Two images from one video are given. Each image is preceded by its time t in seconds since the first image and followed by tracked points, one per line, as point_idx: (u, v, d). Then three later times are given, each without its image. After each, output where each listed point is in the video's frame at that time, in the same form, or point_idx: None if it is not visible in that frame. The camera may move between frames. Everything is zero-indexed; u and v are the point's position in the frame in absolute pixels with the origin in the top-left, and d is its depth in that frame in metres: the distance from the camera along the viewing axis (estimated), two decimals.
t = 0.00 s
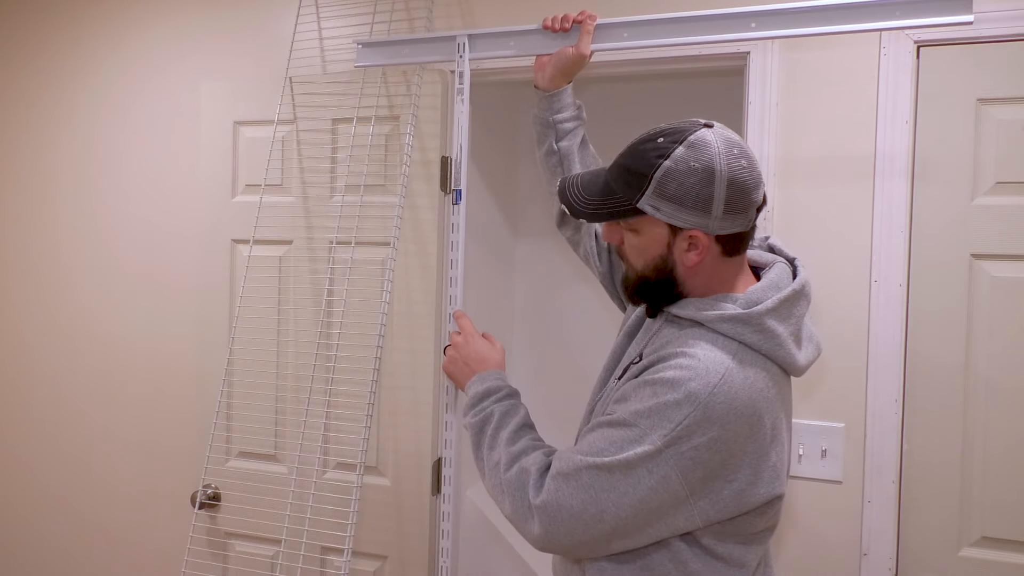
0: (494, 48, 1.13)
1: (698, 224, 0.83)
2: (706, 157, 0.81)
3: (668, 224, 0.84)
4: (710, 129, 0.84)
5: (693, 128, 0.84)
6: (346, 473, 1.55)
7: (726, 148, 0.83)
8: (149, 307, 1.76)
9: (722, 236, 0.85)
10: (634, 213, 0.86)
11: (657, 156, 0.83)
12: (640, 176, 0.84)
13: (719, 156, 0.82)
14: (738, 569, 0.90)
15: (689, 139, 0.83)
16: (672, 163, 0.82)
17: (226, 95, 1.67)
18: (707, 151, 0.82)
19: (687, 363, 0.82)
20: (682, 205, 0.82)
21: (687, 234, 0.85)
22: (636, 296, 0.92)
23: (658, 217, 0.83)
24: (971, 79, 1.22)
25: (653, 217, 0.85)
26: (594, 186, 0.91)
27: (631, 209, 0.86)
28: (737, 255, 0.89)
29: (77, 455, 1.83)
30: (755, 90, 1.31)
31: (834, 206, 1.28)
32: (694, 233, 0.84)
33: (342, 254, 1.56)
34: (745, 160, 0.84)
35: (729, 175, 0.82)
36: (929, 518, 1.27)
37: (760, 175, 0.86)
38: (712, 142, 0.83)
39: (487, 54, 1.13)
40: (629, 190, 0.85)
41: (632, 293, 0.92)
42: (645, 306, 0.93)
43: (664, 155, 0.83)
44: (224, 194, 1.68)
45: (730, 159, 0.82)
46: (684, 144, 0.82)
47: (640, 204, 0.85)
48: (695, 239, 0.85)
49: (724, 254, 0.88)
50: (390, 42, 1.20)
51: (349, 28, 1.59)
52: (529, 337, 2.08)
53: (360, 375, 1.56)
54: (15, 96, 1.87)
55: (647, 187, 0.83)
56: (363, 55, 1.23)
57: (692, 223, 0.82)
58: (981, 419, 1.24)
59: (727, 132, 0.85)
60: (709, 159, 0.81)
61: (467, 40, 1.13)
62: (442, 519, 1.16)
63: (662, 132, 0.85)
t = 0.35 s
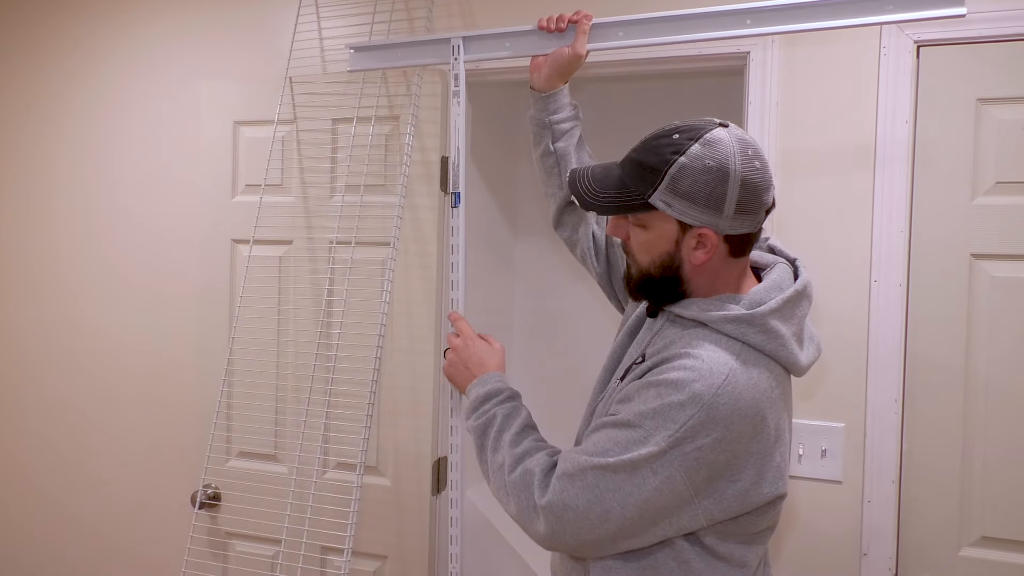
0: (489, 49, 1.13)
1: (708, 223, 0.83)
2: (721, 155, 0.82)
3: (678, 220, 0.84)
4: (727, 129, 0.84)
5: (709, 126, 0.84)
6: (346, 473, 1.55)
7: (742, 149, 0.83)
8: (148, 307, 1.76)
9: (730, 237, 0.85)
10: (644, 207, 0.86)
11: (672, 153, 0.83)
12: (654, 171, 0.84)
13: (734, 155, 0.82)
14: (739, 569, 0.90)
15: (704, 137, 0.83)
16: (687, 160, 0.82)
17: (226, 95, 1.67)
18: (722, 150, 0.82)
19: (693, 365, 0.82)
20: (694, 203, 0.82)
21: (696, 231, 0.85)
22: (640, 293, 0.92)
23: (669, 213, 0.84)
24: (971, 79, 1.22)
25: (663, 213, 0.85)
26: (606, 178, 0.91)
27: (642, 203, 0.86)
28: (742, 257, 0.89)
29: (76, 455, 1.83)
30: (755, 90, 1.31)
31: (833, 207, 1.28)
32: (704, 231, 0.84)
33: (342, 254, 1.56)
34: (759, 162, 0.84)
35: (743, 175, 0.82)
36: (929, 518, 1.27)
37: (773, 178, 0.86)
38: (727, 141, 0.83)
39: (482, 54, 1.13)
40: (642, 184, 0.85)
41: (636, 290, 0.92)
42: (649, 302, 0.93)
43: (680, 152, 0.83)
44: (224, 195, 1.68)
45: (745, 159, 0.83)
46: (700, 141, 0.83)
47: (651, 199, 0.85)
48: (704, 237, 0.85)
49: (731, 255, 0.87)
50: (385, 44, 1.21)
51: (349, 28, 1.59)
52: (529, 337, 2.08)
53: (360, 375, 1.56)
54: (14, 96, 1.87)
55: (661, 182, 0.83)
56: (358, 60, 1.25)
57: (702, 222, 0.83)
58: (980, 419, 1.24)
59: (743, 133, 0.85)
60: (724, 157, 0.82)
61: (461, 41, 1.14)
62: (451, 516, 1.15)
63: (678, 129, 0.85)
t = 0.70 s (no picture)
0: (485, 51, 1.15)
1: (700, 226, 0.83)
2: (697, 160, 0.82)
3: (670, 233, 0.84)
4: (691, 132, 0.84)
5: (674, 134, 0.84)
6: (346, 473, 1.55)
7: (713, 148, 0.83)
8: (149, 307, 1.76)
9: (722, 233, 0.85)
10: (633, 231, 0.85)
11: (649, 169, 0.82)
12: (635, 192, 0.83)
13: (708, 156, 0.82)
14: None
15: (674, 146, 0.82)
16: (664, 173, 0.82)
17: (226, 95, 1.67)
18: (697, 154, 0.82)
19: (690, 383, 0.81)
20: (682, 212, 0.82)
21: (691, 238, 0.84)
22: (644, 308, 0.91)
23: (660, 229, 0.83)
24: (970, 79, 1.22)
25: (653, 230, 0.84)
26: (587, 209, 0.91)
27: (631, 227, 0.85)
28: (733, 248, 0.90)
29: (76, 455, 1.83)
30: (756, 91, 1.31)
31: (834, 208, 1.28)
32: (697, 236, 0.84)
33: (342, 254, 1.56)
34: (732, 157, 0.85)
35: (722, 174, 0.82)
36: (930, 518, 1.27)
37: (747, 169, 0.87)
38: (698, 145, 0.83)
39: (476, 57, 1.15)
40: (626, 208, 0.85)
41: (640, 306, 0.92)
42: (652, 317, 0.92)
43: (655, 166, 0.83)
44: (224, 194, 1.68)
45: (719, 159, 0.83)
46: (671, 152, 0.82)
47: (639, 219, 0.84)
48: (700, 242, 0.85)
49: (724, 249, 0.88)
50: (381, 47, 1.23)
51: (349, 28, 1.59)
52: (529, 337, 2.08)
53: (360, 375, 1.56)
54: (14, 96, 1.87)
55: (644, 201, 0.83)
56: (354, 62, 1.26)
57: (694, 227, 0.82)
58: (980, 419, 1.24)
59: (710, 133, 0.86)
60: (699, 161, 0.82)
61: (456, 45, 1.16)
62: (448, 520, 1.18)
63: (645, 144, 0.85)
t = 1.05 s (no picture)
0: (479, 53, 1.17)
1: (702, 226, 0.83)
2: (696, 161, 0.82)
3: (672, 236, 0.84)
4: (687, 133, 0.84)
5: (669, 136, 0.84)
6: (346, 473, 1.55)
7: (711, 148, 0.83)
8: (148, 307, 1.76)
9: (724, 232, 0.86)
10: (635, 236, 0.85)
11: (649, 173, 0.82)
12: (635, 196, 0.83)
13: (707, 157, 0.82)
14: None
15: (672, 148, 0.82)
16: (664, 177, 0.82)
17: (226, 95, 1.67)
18: (695, 155, 0.82)
19: (690, 384, 0.81)
20: (684, 213, 0.82)
21: (693, 239, 0.84)
22: (646, 311, 0.91)
23: (662, 232, 0.83)
24: (970, 80, 1.22)
25: (655, 234, 0.84)
26: (586, 217, 0.90)
27: (633, 231, 0.85)
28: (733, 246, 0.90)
29: (77, 456, 1.83)
30: (755, 91, 1.31)
31: (834, 207, 1.28)
32: (700, 237, 0.84)
33: (342, 254, 1.56)
34: (729, 156, 0.85)
35: (722, 174, 0.82)
36: (930, 518, 1.27)
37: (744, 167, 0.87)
38: (696, 146, 0.83)
39: (472, 58, 1.17)
40: (628, 213, 0.85)
41: (642, 310, 0.92)
42: (653, 318, 0.92)
43: (655, 170, 0.83)
44: (224, 194, 1.68)
45: (717, 159, 0.83)
46: (669, 155, 0.82)
47: (640, 223, 0.84)
48: (702, 243, 0.85)
49: (725, 248, 0.88)
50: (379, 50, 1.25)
51: (349, 28, 1.59)
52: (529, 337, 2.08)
53: (360, 375, 1.56)
54: (14, 95, 1.87)
55: (646, 205, 0.83)
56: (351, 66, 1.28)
57: (697, 228, 0.83)
58: (980, 420, 1.25)
59: (706, 133, 0.86)
60: (698, 162, 0.82)
61: (453, 46, 1.18)
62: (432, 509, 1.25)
63: (642, 148, 0.84)
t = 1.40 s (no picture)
0: (480, 56, 1.18)
1: (701, 227, 0.83)
2: (694, 163, 0.82)
3: (671, 236, 0.84)
4: (685, 134, 0.84)
5: (667, 137, 0.84)
6: (346, 473, 1.55)
7: (709, 149, 0.83)
8: (148, 308, 1.76)
9: (722, 232, 0.86)
10: (634, 237, 0.85)
11: (647, 175, 0.82)
12: (634, 198, 0.83)
13: (705, 158, 0.82)
14: None
15: (671, 149, 0.82)
16: (662, 178, 0.82)
17: (226, 95, 1.67)
18: (693, 157, 0.82)
19: (687, 383, 0.81)
20: (683, 214, 0.82)
21: (692, 239, 0.84)
22: (645, 311, 0.91)
23: (661, 233, 0.83)
24: (970, 80, 1.22)
25: (654, 235, 0.84)
26: (586, 218, 0.90)
27: (631, 233, 0.85)
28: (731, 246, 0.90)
29: (78, 456, 1.83)
30: (756, 91, 1.31)
31: (834, 208, 1.28)
32: (698, 237, 0.84)
33: (342, 254, 1.57)
34: (728, 157, 0.85)
35: (720, 175, 0.82)
36: (930, 518, 1.27)
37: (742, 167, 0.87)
38: (694, 148, 0.83)
39: (472, 60, 1.18)
40: (626, 214, 0.85)
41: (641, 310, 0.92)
42: (651, 319, 0.93)
43: (653, 171, 0.82)
44: (224, 194, 1.68)
45: (716, 160, 0.83)
46: (668, 155, 0.82)
47: (639, 225, 0.84)
48: (700, 244, 0.85)
49: (724, 249, 0.88)
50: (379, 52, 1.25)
51: (349, 28, 1.59)
52: (529, 337, 2.08)
53: (360, 375, 1.56)
54: (14, 96, 1.87)
55: (644, 206, 0.83)
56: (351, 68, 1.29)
57: (695, 229, 0.83)
58: (980, 420, 1.24)
59: (704, 134, 0.86)
60: (697, 164, 0.82)
61: (453, 49, 1.19)
62: (425, 509, 1.23)
63: (640, 149, 0.84)
